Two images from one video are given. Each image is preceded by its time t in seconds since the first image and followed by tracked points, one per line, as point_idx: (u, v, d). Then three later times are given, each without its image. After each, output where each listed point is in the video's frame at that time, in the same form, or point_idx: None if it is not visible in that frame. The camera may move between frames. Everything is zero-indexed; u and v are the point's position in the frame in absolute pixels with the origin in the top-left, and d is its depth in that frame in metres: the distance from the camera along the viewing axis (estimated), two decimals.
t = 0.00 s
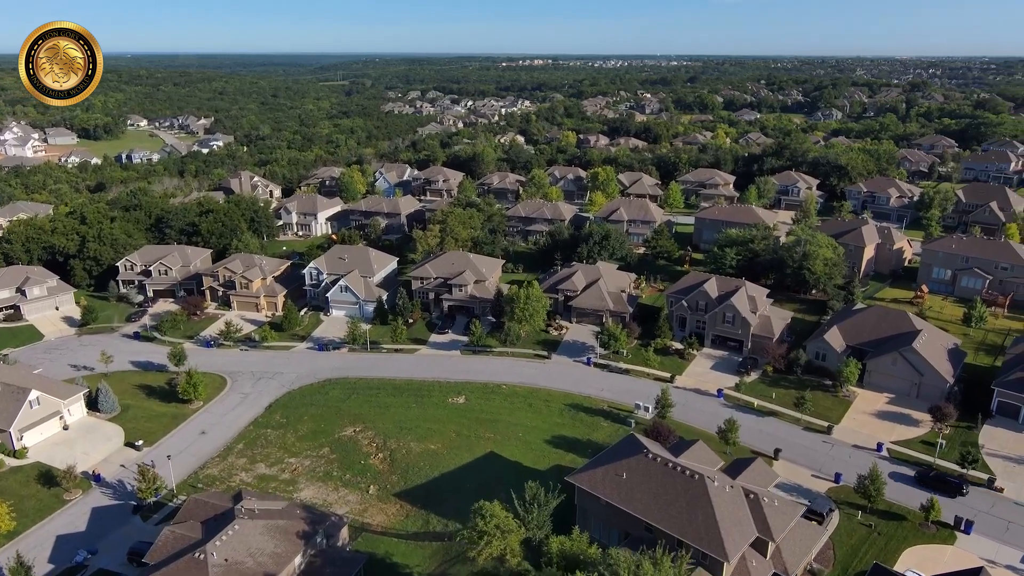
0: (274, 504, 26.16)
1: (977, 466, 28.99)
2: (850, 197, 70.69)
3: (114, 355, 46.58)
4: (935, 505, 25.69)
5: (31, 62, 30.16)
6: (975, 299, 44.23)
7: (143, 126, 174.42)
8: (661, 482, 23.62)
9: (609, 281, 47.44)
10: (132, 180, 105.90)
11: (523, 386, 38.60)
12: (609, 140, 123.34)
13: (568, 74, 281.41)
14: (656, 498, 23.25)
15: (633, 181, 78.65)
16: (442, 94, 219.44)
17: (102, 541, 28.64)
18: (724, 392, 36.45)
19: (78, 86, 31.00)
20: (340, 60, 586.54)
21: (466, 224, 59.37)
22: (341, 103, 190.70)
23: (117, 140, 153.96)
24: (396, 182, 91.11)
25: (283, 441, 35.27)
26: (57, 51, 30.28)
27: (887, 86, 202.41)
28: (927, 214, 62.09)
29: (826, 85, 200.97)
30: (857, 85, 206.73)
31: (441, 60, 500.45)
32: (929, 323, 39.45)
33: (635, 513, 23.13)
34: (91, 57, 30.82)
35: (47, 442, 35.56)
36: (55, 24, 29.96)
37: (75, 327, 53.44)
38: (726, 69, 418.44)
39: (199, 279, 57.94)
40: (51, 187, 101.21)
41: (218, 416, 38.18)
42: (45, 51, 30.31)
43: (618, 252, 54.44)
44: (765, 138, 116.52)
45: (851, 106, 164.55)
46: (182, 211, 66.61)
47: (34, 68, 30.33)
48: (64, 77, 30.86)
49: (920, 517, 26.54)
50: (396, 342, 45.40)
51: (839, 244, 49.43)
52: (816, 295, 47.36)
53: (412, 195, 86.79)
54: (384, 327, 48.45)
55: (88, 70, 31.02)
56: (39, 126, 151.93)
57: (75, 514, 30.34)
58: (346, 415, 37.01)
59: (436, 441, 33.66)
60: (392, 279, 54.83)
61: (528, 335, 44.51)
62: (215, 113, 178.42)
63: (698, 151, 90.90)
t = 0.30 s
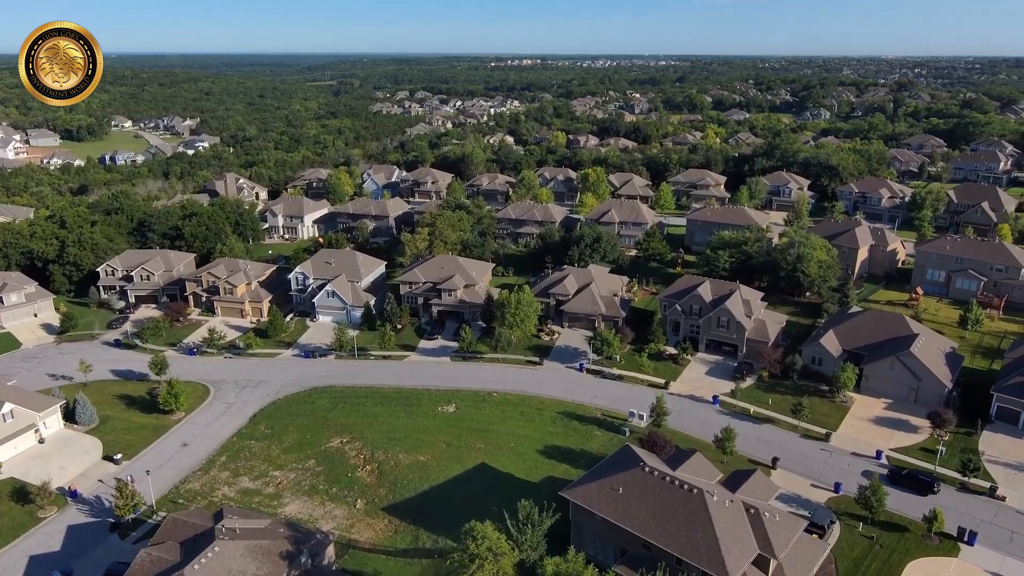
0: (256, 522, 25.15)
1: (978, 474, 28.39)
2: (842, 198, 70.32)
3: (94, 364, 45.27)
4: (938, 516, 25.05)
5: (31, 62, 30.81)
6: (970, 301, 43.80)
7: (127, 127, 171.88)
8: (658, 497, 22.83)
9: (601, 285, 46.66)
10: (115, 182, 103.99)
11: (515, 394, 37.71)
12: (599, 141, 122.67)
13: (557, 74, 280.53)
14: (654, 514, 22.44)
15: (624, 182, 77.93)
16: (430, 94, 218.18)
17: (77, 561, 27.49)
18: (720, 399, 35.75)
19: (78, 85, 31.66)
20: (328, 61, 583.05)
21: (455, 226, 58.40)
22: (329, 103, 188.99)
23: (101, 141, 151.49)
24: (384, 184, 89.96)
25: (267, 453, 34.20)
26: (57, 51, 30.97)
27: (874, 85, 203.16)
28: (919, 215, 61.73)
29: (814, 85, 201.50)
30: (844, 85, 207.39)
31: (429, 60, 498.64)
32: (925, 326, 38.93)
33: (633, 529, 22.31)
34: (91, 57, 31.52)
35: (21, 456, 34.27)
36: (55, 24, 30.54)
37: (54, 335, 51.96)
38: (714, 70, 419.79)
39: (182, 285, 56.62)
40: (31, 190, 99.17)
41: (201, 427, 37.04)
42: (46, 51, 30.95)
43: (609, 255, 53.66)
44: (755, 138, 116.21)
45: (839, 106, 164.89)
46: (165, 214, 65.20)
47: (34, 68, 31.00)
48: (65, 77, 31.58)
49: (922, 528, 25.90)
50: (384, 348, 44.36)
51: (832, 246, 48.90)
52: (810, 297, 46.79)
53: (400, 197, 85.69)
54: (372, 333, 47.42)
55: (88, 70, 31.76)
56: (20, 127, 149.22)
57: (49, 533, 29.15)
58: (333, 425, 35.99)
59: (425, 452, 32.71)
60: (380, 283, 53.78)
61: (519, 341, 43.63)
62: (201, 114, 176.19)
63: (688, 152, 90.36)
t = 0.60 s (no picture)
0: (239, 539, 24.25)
1: (979, 482, 27.85)
2: (834, 198, 70.01)
3: (74, 372, 44.09)
4: (942, 526, 24.46)
5: (31, 62, 30.11)
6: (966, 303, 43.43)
7: (113, 128, 169.66)
8: (656, 511, 22.12)
9: (594, 288, 45.92)
10: (100, 184, 102.32)
11: (507, 401, 36.92)
12: (590, 141, 122.09)
13: (547, 74, 279.89)
14: (652, 530, 21.72)
15: (616, 183, 77.32)
16: (420, 94, 216.99)
17: None
18: (717, 405, 35.13)
19: (78, 85, 30.95)
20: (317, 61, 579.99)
21: (446, 229, 57.51)
22: (318, 103, 187.45)
23: (86, 142, 149.26)
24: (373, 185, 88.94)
25: (253, 464, 33.24)
26: (57, 51, 30.28)
27: (862, 85, 203.89)
28: (912, 215, 61.47)
29: (804, 85, 201.95)
30: (833, 85, 208.01)
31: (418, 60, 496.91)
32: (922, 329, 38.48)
33: (631, 546, 21.55)
34: (91, 57, 30.81)
35: None
36: (55, 24, 29.98)
37: (34, 342, 50.66)
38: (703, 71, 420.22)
39: (167, 290, 55.46)
40: (13, 192, 97.37)
41: (184, 437, 36.03)
42: (46, 51, 30.28)
43: (602, 257, 52.97)
44: (746, 138, 115.97)
45: (828, 105, 165.19)
46: (149, 217, 63.94)
47: (34, 68, 30.26)
48: (64, 77, 30.83)
49: (925, 539, 25.30)
50: (373, 355, 43.45)
51: (827, 247, 48.45)
52: (805, 300, 46.26)
53: (390, 199, 84.72)
54: (362, 338, 46.49)
55: (88, 69, 31.01)
56: (4, 128, 146.79)
57: (25, 550, 28.05)
58: (321, 435, 35.08)
59: (415, 463, 31.85)
60: (370, 287, 52.84)
61: (511, 346, 42.82)
62: (189, 114, 174.20)
63: (679, 152, 89.90)
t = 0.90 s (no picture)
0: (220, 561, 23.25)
1: (982, 490, 27.23)
2: (826, 199, 69.62)
3: (52, 382, 42.75)
4: (946, 538, 23.79)
5: (31, 62, 30.11)
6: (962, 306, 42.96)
7: (97, 129, 167.17)
8: (654, 528, 21.31)
9: (586, 292, 45.13)
10: (82, 186, 100.40)
11: (499, 409, 36.01)
12: (580, 141, 121.39)
13: (536, 74, 279.17)
14: (650, 547, 20.87)
15: (606, 184, 76.58)
16: (409, 94, 215.57)
17: None
18: (713, 412, 34.39)
19: (78, 85, 30.91)
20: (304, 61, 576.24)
21: (435, 232, 56.55)
22: (305, 103, 185.82)
23: (69, 143, 146.80)
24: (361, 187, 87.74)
25: (236, 477, 32.15)
26: (57, 51, 30.26)
27: (850, 84, 204.44)
28: (904, 216, 61.11)
29: (793, 84, 202.27)
30: (822, 84, 208.50)
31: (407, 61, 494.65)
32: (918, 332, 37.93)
33: (629, 565, 20.68)
34: (91, 57, 30.89)
35: None
36: (56, 23, 29.98)
37: (11, 350, 49.20)
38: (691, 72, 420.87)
39: (149, 295, 54.12)
40: None
41: (165, 450, 34.85)
42: (45, 51, 30.25)
43: (594, 260, 52.14)
44: (736, 138, 115.64)
45: (817, 105, 165.40)
46: (131, 221, 62.52)
47: (34, 68, 30.27)
48: (65, 77, 30.87)
49: (929, 551, 24.63)
50: (361, 362, 42.40)
51: (821, 249, 47.87)
52: (800, 303, 45.65)
53: (378, 201, 83.59)
54: (349, 345, 45.42)
55: (88, 69, 31.04)
56: None
57: None
58: (306, 446, 34.02)
59: (404, 475, 30.89)
60: (357, 292, 51.76)
61: (502, 352, 41.90)
62: (174, 115, 171.97)
63: (670, 152, 89.36)
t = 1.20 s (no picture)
0: None
1: (984, 499, 26.69)
2: (818, 199, 69.28)
3: (31, 391, 41.57)
4: (950, 550, 23.21)
5: (31, 62, 29.86)
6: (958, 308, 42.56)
7: (83, 130, 164.88)
8: (653, 545, 20.58)
9: (579, 296, 44.41)
10: (66, 188, 98.71)
11: (491, 417, 35.23)
12: (571, 141, 120.78)
13: (526, 74, 278.63)
14: (649, 564, 20.13)
15: (598, 184, 75.95)
16: (399, 94, 214.27)
17: None
18: (709, 419, 33.74)
19: (78, 85, 30.69)
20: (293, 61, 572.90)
21: (425, 235, 55.68)
22: (294, 103, 184.31)
23: (54, 144, 144.52)
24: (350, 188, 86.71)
25: (221, 490, 31.21)
26: (57, 52, 30.05)
27: (840, 84, 204.97)
28: (897, 216, 60.80)
29: (782, 84, 202.57)
30: (811, 84, 208.99)
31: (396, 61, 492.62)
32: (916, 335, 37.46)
33: None
34: (91, 57, 30.64)
35: None
36: (56, 24, 29.68)
37: None
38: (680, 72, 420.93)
39: (132, 301, 52.91)
40: None
41: (146, 462, 33.81)
42: (45, 51, 30.00)
43: (586, 263, 51.43)
44: (727, 138, 115.34)
45: (806, 105, 165.59)
46: (114, 224, 61.19)
47: (34, 68, 30.03)
48: (65, 77, 30.66)
49: (933, 563, 24.04)
50: (349, 369, 41.49)
51: (816, 251, 47.36)
52: (795, 305, 45.12)
53: (368, 202, 82.61)
54: (337, 351, 44.49)
55: (88, 70, 30.81)
56: None
57: None
58: (293, 457, 33.11)
59: (394, 487, 30.05)
60: (346, 296, 50.82)
61: (494, 358, 41.11)
62: (161, 115, 169.90)
63: (662, 153, 88.87)
